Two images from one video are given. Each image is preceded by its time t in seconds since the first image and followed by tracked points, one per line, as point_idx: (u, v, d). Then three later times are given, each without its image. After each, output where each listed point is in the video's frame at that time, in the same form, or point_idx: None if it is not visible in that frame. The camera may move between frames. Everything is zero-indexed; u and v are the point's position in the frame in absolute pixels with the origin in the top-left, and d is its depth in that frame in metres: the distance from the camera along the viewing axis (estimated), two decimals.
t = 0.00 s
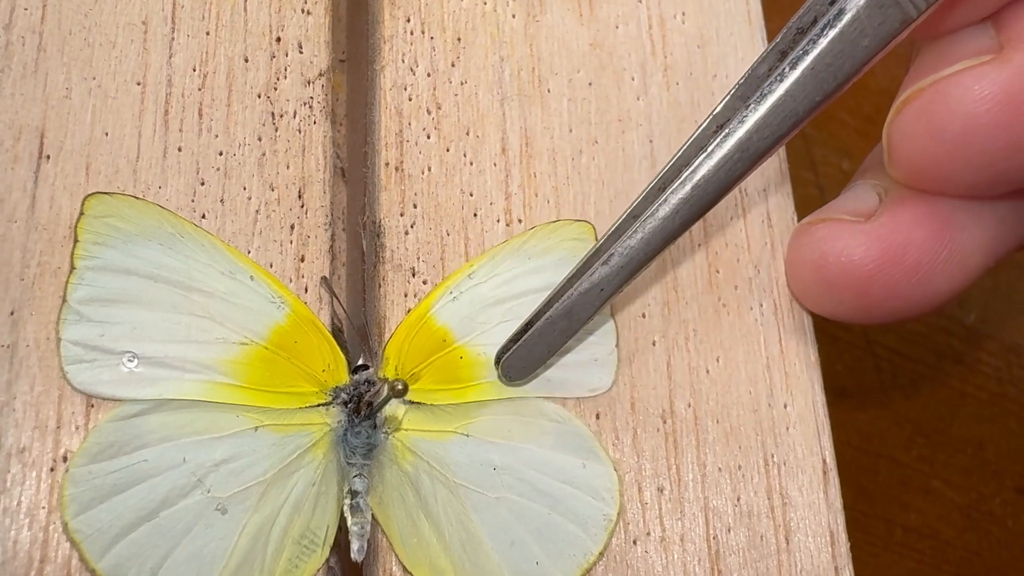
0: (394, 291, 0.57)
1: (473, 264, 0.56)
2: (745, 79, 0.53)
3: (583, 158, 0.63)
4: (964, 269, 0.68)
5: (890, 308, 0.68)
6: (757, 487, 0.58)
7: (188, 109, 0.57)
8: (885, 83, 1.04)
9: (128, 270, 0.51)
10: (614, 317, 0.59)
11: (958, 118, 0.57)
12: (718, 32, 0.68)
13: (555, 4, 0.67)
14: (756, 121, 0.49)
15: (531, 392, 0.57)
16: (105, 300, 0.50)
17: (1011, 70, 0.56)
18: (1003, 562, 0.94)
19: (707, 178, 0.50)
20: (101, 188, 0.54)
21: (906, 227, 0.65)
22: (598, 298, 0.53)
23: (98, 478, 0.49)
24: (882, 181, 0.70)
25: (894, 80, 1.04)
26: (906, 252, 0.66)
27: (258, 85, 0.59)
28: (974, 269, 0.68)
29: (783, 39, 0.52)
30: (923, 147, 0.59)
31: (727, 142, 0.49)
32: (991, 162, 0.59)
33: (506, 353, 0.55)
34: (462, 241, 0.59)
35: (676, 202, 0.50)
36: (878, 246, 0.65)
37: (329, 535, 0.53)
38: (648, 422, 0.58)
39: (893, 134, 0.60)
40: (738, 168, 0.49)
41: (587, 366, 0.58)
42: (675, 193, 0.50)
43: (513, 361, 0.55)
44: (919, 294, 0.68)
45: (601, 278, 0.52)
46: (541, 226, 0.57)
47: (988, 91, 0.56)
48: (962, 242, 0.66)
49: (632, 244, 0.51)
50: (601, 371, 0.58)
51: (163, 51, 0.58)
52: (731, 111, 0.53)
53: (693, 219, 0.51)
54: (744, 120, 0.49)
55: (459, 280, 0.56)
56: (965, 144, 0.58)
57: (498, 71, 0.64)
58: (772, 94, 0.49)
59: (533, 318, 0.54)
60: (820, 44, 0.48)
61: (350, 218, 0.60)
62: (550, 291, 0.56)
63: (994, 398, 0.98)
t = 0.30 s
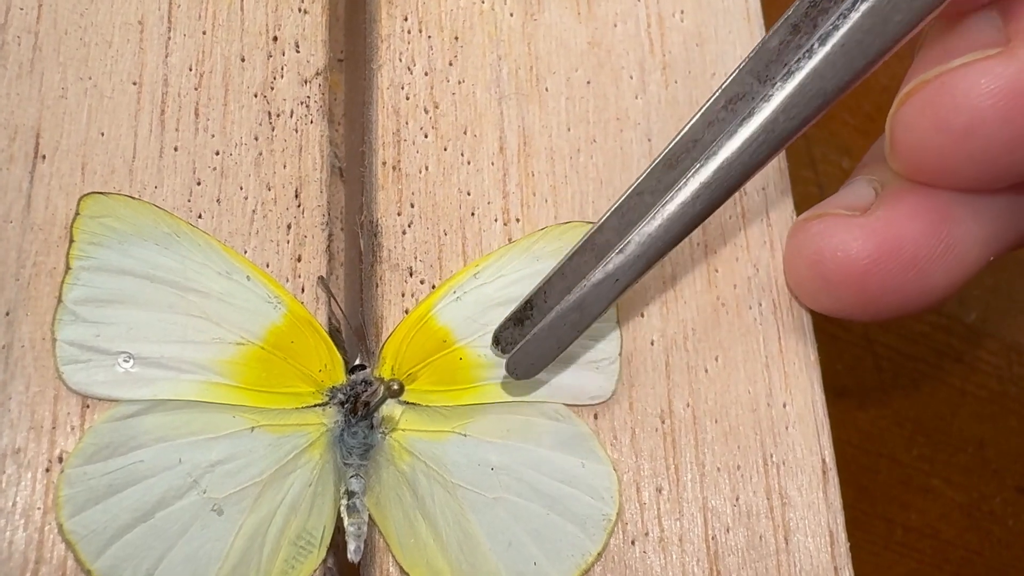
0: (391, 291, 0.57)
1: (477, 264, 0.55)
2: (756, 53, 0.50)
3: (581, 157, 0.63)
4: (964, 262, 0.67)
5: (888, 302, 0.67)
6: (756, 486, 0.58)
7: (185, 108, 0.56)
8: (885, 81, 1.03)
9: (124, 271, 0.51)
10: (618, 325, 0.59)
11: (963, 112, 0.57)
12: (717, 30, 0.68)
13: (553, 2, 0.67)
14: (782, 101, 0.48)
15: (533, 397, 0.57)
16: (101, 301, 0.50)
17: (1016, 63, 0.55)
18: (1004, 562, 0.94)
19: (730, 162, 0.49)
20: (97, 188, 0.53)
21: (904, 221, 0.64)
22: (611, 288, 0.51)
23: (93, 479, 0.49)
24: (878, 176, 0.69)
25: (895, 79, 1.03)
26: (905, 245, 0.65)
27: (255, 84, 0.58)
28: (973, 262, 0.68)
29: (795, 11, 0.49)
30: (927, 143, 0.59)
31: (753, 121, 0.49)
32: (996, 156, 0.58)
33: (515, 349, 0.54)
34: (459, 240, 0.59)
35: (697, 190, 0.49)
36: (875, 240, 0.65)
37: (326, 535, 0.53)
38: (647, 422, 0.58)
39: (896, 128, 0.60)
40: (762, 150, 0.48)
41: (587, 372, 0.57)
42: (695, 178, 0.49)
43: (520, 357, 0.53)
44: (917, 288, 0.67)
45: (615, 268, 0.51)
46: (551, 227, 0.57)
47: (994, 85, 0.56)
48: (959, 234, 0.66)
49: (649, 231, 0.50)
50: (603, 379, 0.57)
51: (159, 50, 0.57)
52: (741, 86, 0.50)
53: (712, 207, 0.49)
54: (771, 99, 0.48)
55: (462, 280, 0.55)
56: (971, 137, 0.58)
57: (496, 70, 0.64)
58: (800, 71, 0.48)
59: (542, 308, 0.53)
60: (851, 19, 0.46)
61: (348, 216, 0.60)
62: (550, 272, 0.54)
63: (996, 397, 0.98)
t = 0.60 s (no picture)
0: (389, 286, 0.57)
1: (473, 263, 0.56)
2: (748, 44, 0.50)
3: (580, 153, 0.63)
4: (959, 251, 0.67)
5: (884, 294, 0.68)
6: (756, 482, 0.58)
7: (183, 103, 0.56)
8: (884, 78, 1.03)
9: (121, 265, 0.50)
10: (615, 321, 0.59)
11: (966, 109, 0.57)
12: (715, 26, 0.68)
13: None
14: (765, 91, 0.48)
15: (531, 391, 0.57)
16: (99, 295, 0.50)
17: (1018, 60, 0.55)
18: (1004, 558, 0.94)
19: (716, 147, 0.49)
20: (94, 183, 0.53)
21: (897, 212, 0.65)
22: (600, 271, 0.52)
23: (91, 474, 0.48)
24: (874, 168, 0.69)
25: (893, 76, 1.03)
26: (899, 236, 0.65)
27: (253, 79, 0.58)
28: (969, 251, 0.68)
29: (786, 4, 0.49)
30: (931, 141, 0.58)
31: (738, 111, 0.49)
32: (1004, 149, 0.58)
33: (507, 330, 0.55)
34: (458, 235, 0.59)
35: (683, 175, 0.50)
36: (869, 232, 0.65)
37: (325, 531, 0.53)
38: (647, 417, 0.58)
39: (901, 127, 0.60)
40: (746, 140, 0.49)
41: (585, 369, 0.57)
42: (682, 164, 0.50)
43: (512, 336, 0.54)
44: (914, 279, 0.67)
45: (604, 251, 0.51)
46: (545, 227, 0.57)
47: (996, 82, 0.55)
48: (955, 226, 0.66)
49: (638, 216, 0.51)
50: (599, 375, 0.57)
51: (157, 45, 0.57)
52: (733, 77, 0.50)
53: (697, 193, 0.50)
54: (755, 87, 0.49)
55: (459, 278, 0.55)
56: (976, 132, 0.57)
57: (494, 65, 0.64)
58: (783, 61, 0.48)
59: (535, 290, 0.53)
60: (834, 10, 0.47)
61: (346, 211, 0.60)
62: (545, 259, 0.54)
63: (996, 393, 0.98)
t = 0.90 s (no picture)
0: (390, 285, 0.57)
1: (474, 262, 0.55)
2: (752, 61, 0.49)
3: (581, 151, 0.63)
4: (961, 253, 0.67)
5: (886, 294, 0.67)
6: (758, 480, 0.58)
7: (182, 102, 0.56)
8: (885, 75, 1.03)
9: (121, 265, 0.50)
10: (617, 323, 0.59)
11: (970, 113, 0.57)
12: (716, 23, 0.68)
13: None
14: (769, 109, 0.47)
15: (532, 389, 0.56)
16: (99, 295, 0.50)
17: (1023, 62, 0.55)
18: (1006, 556, 0.94)
19: (719, 167, 0.48)
20: (93, 182, 0.53)
21: (900, 213, 0.65)
22: (607, 289, 0.51)
23: (92, 474, 0.48)
24: (878, 168, 0.69)
25: (894, 73, 1.03)
26: (901, 237, 0.65)
27: (252, 78, 0.58)
28: (971, 254, 0.68)
29: (791, 19, 0.48)
30: (936, 144, 0.58)
31: (741, 129, 0.48)
32: (1006, 153, 0.58)
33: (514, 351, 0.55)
34: (459, 234, 0.59)
35: (688, 193, 0.49)
36: (871, 232, 0.65)
37: (326, 531, 0.53)
38: (648, 416, 0.58)
39: (905, 130, 0.60)
40: (750, 156, 0.47)
41: (585, 369, 0.57)
42: (686, 182, 0.49)
43: (521, 355, 0.54)
44: (915, 281, 0.67)
45: (611, 269, 0.51)
46: (545, 229, 0.57)
47: (1001, 86, 0.55)
48: (958, 227, 0.66)
49: (646, 233, 0.50)
50: (599, 375, 0.57)
51: (156, 44, 0.57)
52: (737, 94, 0.49)
53: (702, 212, 0.49)
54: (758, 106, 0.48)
55: (460, 277, 0.55)
56: (980, 135, 0.57)
57: (494, 63, 0.63)
58: (786, 79, 0.47)
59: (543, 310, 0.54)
60: (837, 27, 0.45)
61: (347, 210, 0.61)
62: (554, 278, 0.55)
63: (998, 391, 0.98)
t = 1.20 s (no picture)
0: (394, 280, 0.57)
1: (478, 254, 0.56)
2: None
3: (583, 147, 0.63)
4: (959, 233, 0.67)
5: (888, 278, 0.67)
6: (759, 473, 0.59)
7: (187, 99, 0.56)
8: (885, 71, 1.04)
9: (127, 261, 0.51)
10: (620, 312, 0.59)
11: (962, 83, 0.58)
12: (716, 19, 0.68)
13: None
14: (766, 7, 0.53)
15: (536, 382, 0.57)
16: (105, 291, 0.50)
17: (1014, 32, 0.56)
18: (1007, 549, 0.95)
19: (714, 62, 0.53)
20: (100, 179, 0.53)
21: (894, 193, 0.66)
22: (596, 179, 0.55)
23: (99, 469, 0.49)
24: (873, 155, 0.70)
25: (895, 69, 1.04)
26: (898, 216, 0.66)
27: (256, 75, 0.58)
28: (970, 234, 0.68)
29: None
30: (929, 117, 0.60)
31: (739, 25, 0.53)
32: (997, 122, 0.60)
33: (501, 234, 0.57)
34: (462, 230, 0.59)
35: (685, 88, 0.54)
36: (868, 213, 0.66)
37: (331, 524, 0.53)
38: (650, 409, 0.58)
39: (899, 105, 0.61)
40: (748, 51, 0.53)
41: (589, 359, 0.57)
42: (681, 77, 0.54)
43: (506, 243, 0.55)
44: (916, 262, 0.67)
45: (602, 159, 0.55)
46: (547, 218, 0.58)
47: (990, 54, 0.57)
48: (955, 205, 0.66)
49: (634, 127, 0.55)
50: (603, 364, 0.57)
51: (160, 41, 0.57)
52: None
53: (693, 106, 0.54)
54: (756, 3, 0.53)
55: (462, 269, 0.56)
56: (970, 105, 0.59)
57: (496, 59, 0.64)
58: None
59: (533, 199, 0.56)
60: None
61: (349, 206, 0.61)
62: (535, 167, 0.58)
63: (999, 384, 0.99)
